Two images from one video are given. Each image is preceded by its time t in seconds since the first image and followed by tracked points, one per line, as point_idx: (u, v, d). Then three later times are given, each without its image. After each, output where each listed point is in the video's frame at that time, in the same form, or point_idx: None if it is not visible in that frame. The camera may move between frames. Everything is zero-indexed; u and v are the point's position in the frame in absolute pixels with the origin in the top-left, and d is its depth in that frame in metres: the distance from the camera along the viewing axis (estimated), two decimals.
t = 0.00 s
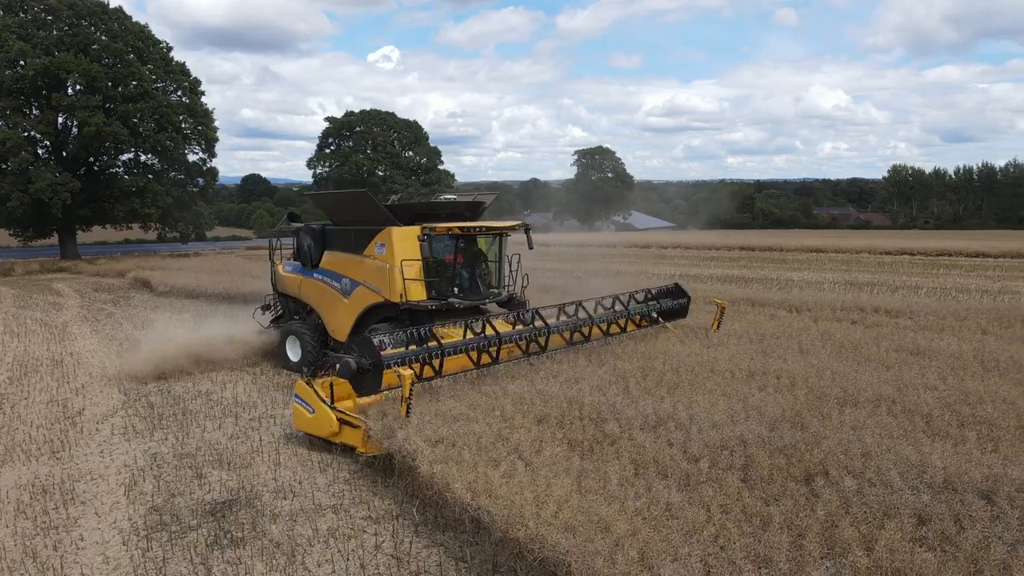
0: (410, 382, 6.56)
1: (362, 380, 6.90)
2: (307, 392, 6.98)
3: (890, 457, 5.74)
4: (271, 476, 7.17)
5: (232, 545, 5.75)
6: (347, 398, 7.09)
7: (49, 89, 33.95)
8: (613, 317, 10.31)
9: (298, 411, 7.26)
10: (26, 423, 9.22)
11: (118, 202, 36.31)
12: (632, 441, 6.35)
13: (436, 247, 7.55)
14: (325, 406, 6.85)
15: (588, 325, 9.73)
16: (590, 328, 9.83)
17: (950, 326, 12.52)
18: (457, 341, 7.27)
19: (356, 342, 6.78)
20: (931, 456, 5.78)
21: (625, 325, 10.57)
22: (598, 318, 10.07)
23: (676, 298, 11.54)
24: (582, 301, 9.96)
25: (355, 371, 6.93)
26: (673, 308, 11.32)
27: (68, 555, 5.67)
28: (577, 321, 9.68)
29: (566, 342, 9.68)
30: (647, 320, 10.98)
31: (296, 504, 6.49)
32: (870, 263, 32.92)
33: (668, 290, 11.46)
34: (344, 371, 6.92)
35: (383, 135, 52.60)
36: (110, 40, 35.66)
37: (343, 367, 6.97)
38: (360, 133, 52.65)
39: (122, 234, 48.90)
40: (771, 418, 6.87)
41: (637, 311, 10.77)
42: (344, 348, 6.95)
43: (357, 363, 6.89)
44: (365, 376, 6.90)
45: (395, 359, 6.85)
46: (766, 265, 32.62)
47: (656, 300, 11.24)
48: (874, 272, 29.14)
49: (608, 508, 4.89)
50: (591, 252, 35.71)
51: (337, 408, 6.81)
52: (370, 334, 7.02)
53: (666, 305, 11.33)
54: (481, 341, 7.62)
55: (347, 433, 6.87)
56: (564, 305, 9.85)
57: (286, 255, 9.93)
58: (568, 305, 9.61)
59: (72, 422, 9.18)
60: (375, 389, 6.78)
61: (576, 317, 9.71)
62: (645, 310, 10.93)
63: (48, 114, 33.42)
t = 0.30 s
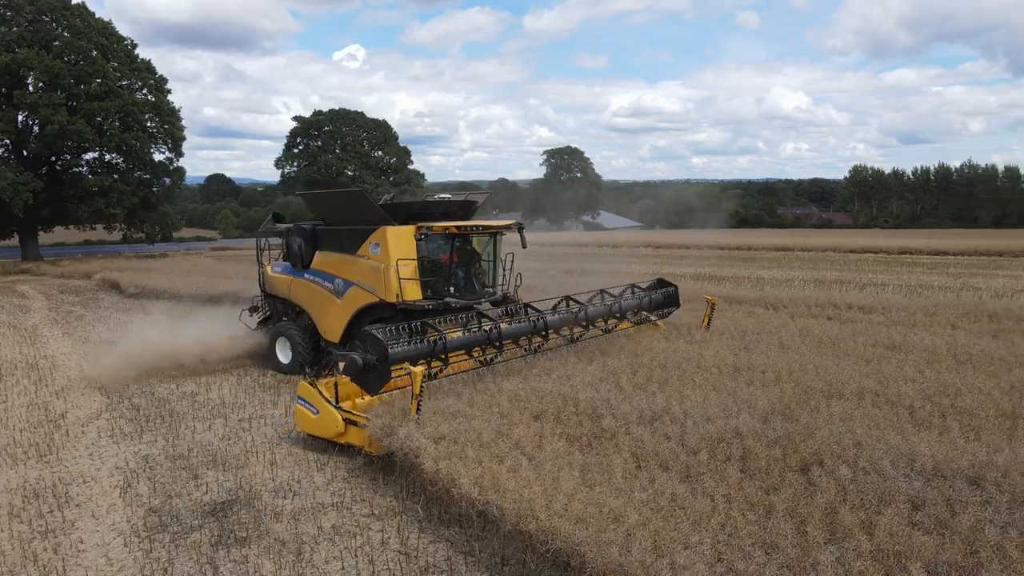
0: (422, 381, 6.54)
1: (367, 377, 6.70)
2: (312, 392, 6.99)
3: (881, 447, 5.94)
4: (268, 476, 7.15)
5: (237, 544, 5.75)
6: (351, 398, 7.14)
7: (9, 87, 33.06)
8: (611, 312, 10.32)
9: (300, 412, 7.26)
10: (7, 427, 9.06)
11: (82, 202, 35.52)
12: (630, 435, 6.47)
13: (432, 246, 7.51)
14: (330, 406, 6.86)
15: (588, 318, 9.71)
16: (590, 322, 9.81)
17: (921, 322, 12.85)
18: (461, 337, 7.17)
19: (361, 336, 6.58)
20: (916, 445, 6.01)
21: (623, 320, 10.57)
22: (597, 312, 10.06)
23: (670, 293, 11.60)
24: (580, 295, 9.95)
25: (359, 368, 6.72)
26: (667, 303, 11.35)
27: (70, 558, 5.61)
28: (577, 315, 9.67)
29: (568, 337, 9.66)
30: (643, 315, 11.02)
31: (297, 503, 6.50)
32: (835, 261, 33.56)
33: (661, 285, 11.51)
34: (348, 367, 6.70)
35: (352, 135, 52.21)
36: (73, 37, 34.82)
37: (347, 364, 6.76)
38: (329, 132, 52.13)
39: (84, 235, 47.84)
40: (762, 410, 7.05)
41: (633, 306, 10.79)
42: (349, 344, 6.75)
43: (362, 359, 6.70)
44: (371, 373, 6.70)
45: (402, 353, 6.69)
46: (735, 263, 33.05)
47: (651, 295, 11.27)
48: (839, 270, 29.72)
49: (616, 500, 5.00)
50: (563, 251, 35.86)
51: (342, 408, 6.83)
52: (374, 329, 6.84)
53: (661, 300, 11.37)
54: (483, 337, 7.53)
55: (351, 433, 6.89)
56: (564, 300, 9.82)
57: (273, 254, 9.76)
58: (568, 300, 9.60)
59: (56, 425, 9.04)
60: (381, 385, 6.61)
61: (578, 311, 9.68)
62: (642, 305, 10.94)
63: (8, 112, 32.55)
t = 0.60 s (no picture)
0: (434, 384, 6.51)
1: (374, 380, 6.65)
2: (317, 395, 7.04)
3: (869, 438, 6.16)
4: (264, 477, 7.14)
5: (241, 543, 5.74)
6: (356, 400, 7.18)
7: None
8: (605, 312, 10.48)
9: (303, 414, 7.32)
10: None
11: (43, 203, 34.64)
12: (628, 430, 6.60)
13: (427, 245, 7.43)
14: (335, 409, 6.91)
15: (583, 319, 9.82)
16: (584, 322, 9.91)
17: (893, 317, 13.22)
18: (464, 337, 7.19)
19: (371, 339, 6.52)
20: (902, 435, 6.25)
21: (615, 321, 10.70)
22: (590, 313, 10.17)
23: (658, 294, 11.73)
24: (574, 296, 10.07)
25: (367, 371, 6.66)
26: (656, 305, 11.50)
27: (71, 562, 5.55)
28: (572, 316, 9.77)
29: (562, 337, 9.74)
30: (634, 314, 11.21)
31: (298, 502, 6.50)
32: (802, 259, 34.21)
33: (648, 288, 11.62)
34: (356, 371, 6.64)
35: (320, 134, 51.71)
36: (32, 33, 33.91)
37: (355, 366, 6.70)
38: (296, 131, 51.52)
39: (44, 236, 46.64)
40: (752, 404, 7.24)
41: (624, 306, 10.95)
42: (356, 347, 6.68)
43: (370, 362, 6.64)
44: (379, 376, 6.65)
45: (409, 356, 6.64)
46: (704, 261, 33.50)
47: (640, 297, 11.41)
48: (805, 267, 30.33)
49: (623, 492, 5.12)
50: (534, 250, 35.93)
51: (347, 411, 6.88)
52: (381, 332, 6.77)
53: (649, 301, 11.52)
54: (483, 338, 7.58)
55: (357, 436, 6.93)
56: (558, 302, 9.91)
57: (261, 253, 9.66)
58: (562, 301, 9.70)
59: (39, 429, 8.88)
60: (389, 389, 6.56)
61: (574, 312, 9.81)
62: (631, 307, 11.07)
63: None
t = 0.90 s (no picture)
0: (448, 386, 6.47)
1: (383, 383, 6.50)
2: (322, 397, 6.98)
3: (860, 429, 6.37)
4: (261, 477, 7.12)
5: (245, 544, 5.74)
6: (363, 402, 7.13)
7: None
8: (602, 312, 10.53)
9: (309, 415, 7.27)
10: None
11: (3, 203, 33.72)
12: (626, 425, 6.73)
13: (424, 245, 7.41)
14: (342, 410, 6.87)
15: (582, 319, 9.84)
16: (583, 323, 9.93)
17: (867, 314, 13.58)
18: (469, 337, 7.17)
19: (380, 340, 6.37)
20: (890, 426, 6.47)
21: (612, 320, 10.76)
22: (588, 313, 10.20)
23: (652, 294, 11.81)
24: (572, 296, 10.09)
25: (376, 373, 6.51)
26: (652, 304, 11.56)
27: (73, 567, 5.49)
28: (571, 316, 9.79)
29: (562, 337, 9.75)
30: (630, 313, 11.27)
31: (298, 501, 6.50)
32: (769, 257, 34.87)
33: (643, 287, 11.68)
34: (366, 373, 6.49)
35: (288, 133, 51.06)
36: None
37: (364, 369, 6.56)
38: (263, 130, 50.87)
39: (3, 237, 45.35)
40: (744, 398, 7.42)
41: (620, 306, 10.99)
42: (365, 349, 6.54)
43: (380, 364, 6.50)
44: (388, 378, 6.51)
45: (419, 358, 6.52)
46: (674, 260, 33.95)
47: (635, 296, 11.46)
48: (772, 265, 30.92)
49: (629, 485, 5.25)
50: (507, 249, 36.04)
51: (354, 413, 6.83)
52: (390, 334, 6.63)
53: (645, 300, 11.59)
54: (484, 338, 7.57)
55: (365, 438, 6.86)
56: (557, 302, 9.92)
57: (251, 254, 9.55)
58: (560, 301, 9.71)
59: (21, 434, 8.71)
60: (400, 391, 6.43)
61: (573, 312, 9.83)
62: (627, 306, 11.12)
63: None
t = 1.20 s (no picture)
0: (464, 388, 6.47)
1: (395, 387, 6.73)
2: (331, 398, 6.98)
3: (850, 422, 6.58)
4: (258, 479, 7.09)
5: (251, 545, 5.73)
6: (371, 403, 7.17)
7: None
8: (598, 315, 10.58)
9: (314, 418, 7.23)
10: None
11: None
12: (624, 421, 6.86)
13: (421, 246, 7.41)
14: (352, 412, 6.89)
15: (578, 321, 9.94)
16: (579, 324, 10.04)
17: (840, 311, 13.91)
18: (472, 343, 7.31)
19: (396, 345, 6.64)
20: (878, 419, 6.70)
21: (606, 323, 10.82)
22: (585, 316, 10.23)
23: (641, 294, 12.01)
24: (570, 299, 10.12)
25: (389, 377, 6.75)
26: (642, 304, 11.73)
27: (77, 571, 5.43)
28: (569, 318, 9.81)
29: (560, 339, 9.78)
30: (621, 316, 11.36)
31: (299, 502, 6.51)
32: (738, 256, 35.53)
33: (632, 288, 11.84)
34: (379, 377, 6.70)
35: (254, 132, 50.29)
36: None
37: (375, 373, 6.76)
38: (229, 129, 50.12)
39: None
40: (735, 394, 7.60)
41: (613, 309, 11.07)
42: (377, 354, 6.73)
43: (393, 368, 6.74)
44: (400, 382, 6.75)
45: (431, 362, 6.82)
46: (646, 259, 34.39)
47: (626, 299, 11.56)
48: (741, 264, 31.51)
49: (636, 480, 5.37)
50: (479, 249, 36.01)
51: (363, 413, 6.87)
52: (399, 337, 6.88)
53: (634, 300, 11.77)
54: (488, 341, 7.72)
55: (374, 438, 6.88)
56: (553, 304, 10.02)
57: (238, 255, 9.43)
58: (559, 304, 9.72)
59: (4, 439, 8.54)
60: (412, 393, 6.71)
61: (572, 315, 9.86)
62: (619, 308, 11.24)
63: None
